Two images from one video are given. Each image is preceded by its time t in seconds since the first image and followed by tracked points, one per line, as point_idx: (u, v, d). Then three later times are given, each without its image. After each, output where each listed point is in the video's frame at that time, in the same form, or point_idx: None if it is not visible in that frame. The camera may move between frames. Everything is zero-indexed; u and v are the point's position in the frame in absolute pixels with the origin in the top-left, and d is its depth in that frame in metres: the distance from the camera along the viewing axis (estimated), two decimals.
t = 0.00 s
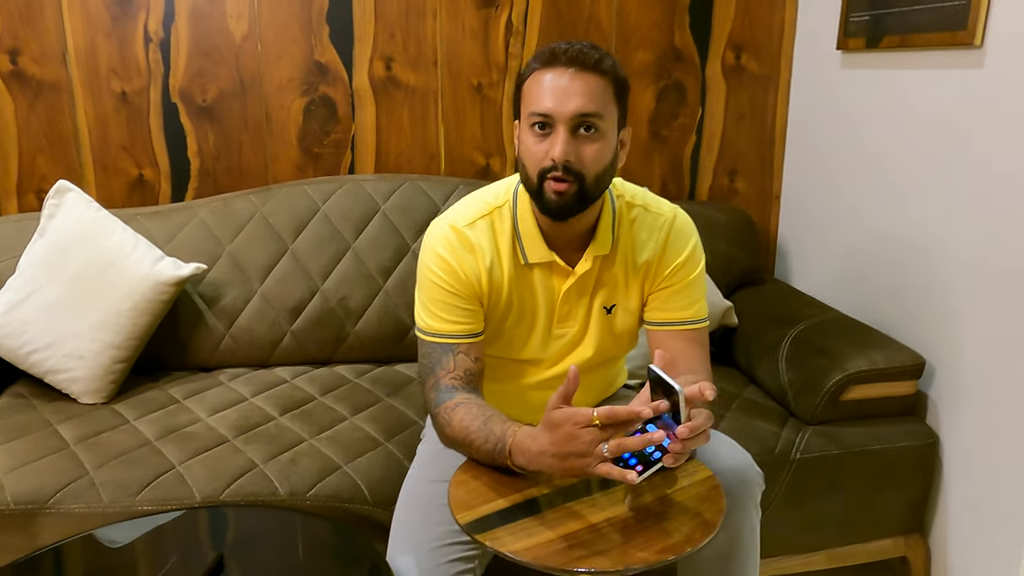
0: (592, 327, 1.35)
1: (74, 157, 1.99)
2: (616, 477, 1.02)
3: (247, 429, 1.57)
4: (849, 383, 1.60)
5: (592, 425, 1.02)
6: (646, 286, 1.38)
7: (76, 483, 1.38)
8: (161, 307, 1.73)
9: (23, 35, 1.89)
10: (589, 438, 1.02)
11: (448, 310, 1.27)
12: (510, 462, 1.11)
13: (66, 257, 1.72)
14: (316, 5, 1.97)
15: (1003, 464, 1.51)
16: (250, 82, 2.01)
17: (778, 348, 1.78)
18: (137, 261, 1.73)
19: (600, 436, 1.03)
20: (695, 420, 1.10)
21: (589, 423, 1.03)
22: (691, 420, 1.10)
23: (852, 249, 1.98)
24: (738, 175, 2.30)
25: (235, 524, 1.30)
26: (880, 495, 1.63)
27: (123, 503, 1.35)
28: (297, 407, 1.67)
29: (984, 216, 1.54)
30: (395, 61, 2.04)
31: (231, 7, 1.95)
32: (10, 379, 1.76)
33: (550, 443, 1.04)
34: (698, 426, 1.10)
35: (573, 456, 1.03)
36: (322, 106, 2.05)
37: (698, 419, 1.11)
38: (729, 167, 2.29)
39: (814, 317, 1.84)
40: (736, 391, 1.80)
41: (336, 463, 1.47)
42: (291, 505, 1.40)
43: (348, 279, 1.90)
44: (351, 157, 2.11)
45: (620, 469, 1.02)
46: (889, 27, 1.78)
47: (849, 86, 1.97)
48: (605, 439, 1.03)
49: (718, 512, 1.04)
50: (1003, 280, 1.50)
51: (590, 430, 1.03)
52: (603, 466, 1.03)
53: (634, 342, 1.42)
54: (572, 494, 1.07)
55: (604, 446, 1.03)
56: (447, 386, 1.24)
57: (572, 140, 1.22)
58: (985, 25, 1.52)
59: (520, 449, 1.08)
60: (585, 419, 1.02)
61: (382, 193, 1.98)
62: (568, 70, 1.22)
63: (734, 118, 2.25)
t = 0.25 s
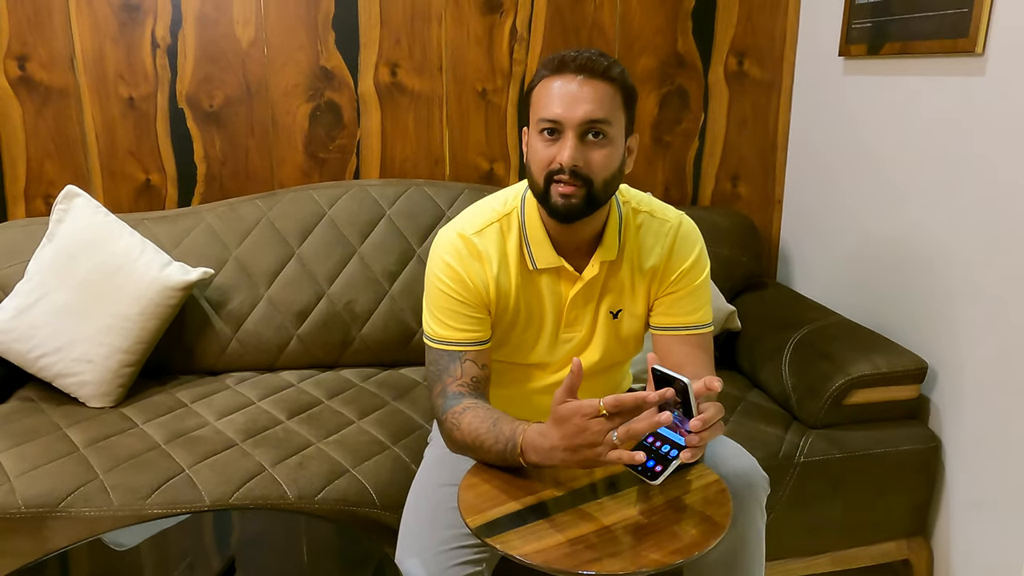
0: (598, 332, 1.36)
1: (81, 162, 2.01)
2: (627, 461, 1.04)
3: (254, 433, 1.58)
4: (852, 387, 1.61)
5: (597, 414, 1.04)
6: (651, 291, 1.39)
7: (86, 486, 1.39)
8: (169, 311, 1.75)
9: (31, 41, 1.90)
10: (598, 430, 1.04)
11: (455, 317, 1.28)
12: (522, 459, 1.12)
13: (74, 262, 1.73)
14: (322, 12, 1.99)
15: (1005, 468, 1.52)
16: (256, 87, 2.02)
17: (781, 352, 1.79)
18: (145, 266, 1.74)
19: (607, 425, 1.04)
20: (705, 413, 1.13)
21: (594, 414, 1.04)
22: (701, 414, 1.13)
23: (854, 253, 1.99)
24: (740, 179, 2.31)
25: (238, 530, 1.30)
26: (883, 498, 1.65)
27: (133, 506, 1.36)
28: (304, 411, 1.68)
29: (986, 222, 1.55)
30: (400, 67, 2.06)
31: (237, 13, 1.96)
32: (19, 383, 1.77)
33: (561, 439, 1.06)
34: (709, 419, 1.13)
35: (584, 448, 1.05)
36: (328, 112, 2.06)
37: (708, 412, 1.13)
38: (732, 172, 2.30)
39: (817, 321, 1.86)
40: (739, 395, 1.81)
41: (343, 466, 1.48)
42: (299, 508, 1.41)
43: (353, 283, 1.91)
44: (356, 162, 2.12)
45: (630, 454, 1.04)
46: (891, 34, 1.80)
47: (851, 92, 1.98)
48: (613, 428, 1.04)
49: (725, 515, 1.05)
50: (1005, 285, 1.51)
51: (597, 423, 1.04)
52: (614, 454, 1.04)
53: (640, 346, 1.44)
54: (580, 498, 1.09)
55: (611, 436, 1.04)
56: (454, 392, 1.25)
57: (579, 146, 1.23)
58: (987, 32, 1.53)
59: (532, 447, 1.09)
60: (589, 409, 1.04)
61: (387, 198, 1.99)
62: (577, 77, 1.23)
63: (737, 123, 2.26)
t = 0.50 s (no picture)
0: (597, 340, 1.36)
1: (81, 169, 2.01)
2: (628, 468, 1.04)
3: (254, 440, 1.58)
4: (850, 394, 1.62)
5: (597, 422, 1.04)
6: (650, 299, 1.40)
7: (86, 494, 1.39)
8: (168, 318, 1.75)
9: (31, 49, 1.91)
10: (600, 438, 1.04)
11: (455, 326, 1.29)
12: (522, 466, 1.13)
13: (74, 269, 1.73)
14: (321, 19, 1.99)
15: (1002, 473, 1.53)
16: (255, 94, 2.03)
17: (779, 358, 1.80)
18: (144, 273, 1.74)
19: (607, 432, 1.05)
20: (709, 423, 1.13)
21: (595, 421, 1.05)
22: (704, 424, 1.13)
23: (851, 260, 2.00)
24: (738, 185, 2.32)
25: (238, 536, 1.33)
26: (881, 504, 1.65)
27: (133, 514, 1.37)
28: (303, 418, 1.68)
29: (982, 229, 1.56)
30: (399, 73, 2.06)
31: (237, 20, 1.96)
32: (18, 390, 1.77)
33: (560, 448, 1.06)
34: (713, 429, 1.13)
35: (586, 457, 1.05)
36: (327, 118, 2.07)
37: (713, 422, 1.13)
38: (729, 178, 2.31)
39: (815, 327, 1.86)
40: (737, 401, 1.82)
41: (343, 473, 1.48)
42: (299, 515, 1.41)
43: (353, 290, 1.92)
44: (355, 168, 2.13)
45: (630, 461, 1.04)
46: (887, 41, 1.81)
47: (847, 99, 1.99)
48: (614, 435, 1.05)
49: (724, 523, 1.06)
50: (1001, 292, 1.52)
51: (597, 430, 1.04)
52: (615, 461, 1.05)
53: (638, 353, 1.44)
54: (579, 506, 1.09)
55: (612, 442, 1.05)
56: (453, 401, 1.25)
57: (579, 158, 1.24)
58: (982, 40, 1.54)
59: (532, 454, 1.10)
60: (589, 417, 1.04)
61: (386, 204, 2.00)
62: (576, 88, 1.24)
63: (734, 129, 2.27)
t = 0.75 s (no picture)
0: (586, 337, 1.38)
1: (72, 170, 2.01)
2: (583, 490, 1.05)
3: (244, 439, 1.58)
4: (837, 392, 1.63)
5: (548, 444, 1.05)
6: (639, 297, 1.41)
7: (75, 493, 1.39)
8: (159, 318, 1.75)
9: (23, 50, 1.91)
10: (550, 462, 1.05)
11: (445, 322, 1.30)
12: (497, 469, 1.13)
13: (64, 269, 1.74)
14: (312, 20, 2.00)
15: (987, 470, 1.54)
16: (247, 96, 2.03)
17: (767, 357, 1.81)
18: (135, 273, 1.75)
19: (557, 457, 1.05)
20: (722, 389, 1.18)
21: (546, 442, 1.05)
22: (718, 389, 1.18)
23: (839, 259, 2.02)
24: (728, 186, 2.34)
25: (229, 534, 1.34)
26: (868, 501, 1.67)
27: (122, 512, 1.37)
28: (294, 417, 1.69)
29: (967, 228, 1.58)
30: (390, 75, 2.07)
31: (228, 21, 1.97)
32: (9, 390, 1.77)
33: (526, 457, 1.08)
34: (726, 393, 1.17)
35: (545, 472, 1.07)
36: (318, 119, 2.08)
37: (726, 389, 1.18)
38: (719, 179, 2.33)
39: (803, 326, 1.88)
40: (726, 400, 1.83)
41: (333, 472, 1.49)
42: (289, 513, 1.41)
43: (344, 290, 1.92)
44: (347, 169, 2.13)
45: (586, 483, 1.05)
46: (874, 43, 1.82)
47: (835, 100, 2.01)
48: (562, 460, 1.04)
49: (709, 518, 1.07)
50: (985, 290, 1.53)
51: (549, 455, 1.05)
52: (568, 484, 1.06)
53: (627, 351, 1.45)
54: (565, 502, 1.10)
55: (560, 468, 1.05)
56: (443, 397, 1.26)
57: (570, 169, 1.24)
58: (966, 41, 1.56)
59: (507, 458, 1.10)
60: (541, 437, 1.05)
61: (377, 205, 2.01)
62: (546, 100, 1.23)
63: (724, 130, 2.29)
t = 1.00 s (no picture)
0: (580, 340, 1.37)
1: (63, 173, 2.00)
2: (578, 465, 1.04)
3: (236, 443, 1.58)
4: (830, 394, 1.63)
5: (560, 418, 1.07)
6: (633, 299, 1.41)
7: (65, 497, 1.38)
8: (151, 321, 1.74)
9: (13, 52, 1.90)
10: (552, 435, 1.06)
11: (437, 326, 1.29)
12: (500, 471, 1.13)
13: (55, 272, 1.73)
14: (305, 22, 2.00)
15: (980, 471, 1.54)
16: (239, 98, 2.03)
17: (761, 359, 1.81)
18: (127, 276, 1.74)
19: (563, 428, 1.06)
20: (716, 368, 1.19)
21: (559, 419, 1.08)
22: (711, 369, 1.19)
23: (832, 261, 2.02)
24: (721, 188, 2.34)
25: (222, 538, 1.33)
26: (861, 503, 1.67)
27: (113, 517, 1.36)
28: (286, 421, 1.68)
29: (959, 229, 1.58)
30: (383, 77, 2.07)
31: (221, 24, 1.97)
32: None
33: (534, 447, 1.09)
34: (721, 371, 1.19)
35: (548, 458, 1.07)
36: (311, 122, 2.07)
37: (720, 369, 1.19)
38: (712, 181, 2.33)
39: (796, 328, 1.88)
40: (720, 402, 1.83)
41: (325, 475, 1.48)
42: (281, 517, 1.41)
43: (336, 293, 1.92)
44: (339, 172, 2.13)
45: (587, 456, 1.04)
46: (866, 45, 1.83)
47: (827, 102, 2.01)
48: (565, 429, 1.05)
49: (703, 519, 1.06)
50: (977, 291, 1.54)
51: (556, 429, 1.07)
52: (564, 455, 1.05)
53: (621, 353, 1.45)
54: (559, 505, 1.10)
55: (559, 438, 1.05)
56: (437, 400, 1.26)
57: (555, 171, 1.24)
58: (957, 44, 1.56)
59: (513, 453, 1.11)
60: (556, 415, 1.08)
61: (370, 208, 2.00)
62: (526, 104, 1.23)
63: (717, 132, 2.29)
